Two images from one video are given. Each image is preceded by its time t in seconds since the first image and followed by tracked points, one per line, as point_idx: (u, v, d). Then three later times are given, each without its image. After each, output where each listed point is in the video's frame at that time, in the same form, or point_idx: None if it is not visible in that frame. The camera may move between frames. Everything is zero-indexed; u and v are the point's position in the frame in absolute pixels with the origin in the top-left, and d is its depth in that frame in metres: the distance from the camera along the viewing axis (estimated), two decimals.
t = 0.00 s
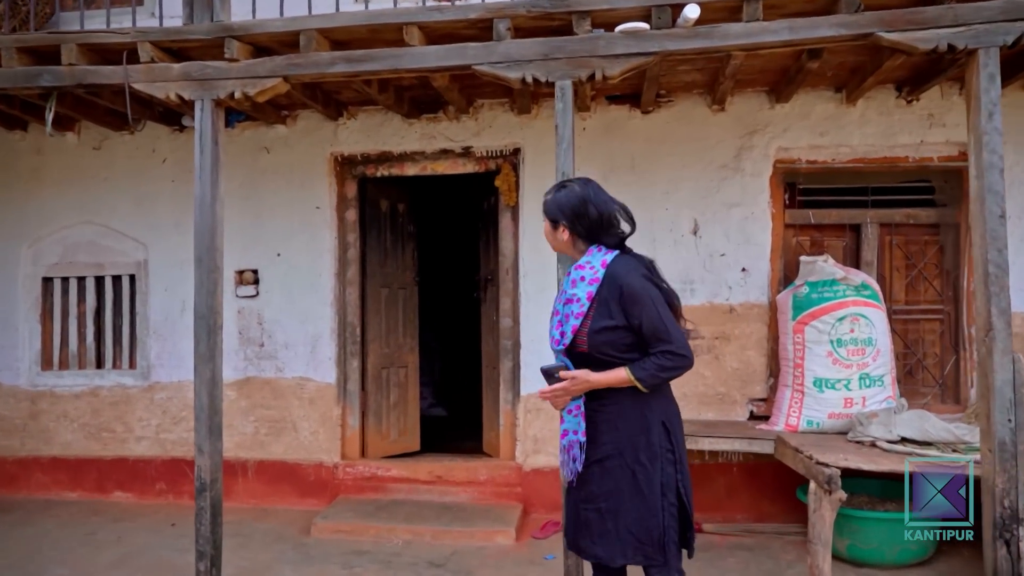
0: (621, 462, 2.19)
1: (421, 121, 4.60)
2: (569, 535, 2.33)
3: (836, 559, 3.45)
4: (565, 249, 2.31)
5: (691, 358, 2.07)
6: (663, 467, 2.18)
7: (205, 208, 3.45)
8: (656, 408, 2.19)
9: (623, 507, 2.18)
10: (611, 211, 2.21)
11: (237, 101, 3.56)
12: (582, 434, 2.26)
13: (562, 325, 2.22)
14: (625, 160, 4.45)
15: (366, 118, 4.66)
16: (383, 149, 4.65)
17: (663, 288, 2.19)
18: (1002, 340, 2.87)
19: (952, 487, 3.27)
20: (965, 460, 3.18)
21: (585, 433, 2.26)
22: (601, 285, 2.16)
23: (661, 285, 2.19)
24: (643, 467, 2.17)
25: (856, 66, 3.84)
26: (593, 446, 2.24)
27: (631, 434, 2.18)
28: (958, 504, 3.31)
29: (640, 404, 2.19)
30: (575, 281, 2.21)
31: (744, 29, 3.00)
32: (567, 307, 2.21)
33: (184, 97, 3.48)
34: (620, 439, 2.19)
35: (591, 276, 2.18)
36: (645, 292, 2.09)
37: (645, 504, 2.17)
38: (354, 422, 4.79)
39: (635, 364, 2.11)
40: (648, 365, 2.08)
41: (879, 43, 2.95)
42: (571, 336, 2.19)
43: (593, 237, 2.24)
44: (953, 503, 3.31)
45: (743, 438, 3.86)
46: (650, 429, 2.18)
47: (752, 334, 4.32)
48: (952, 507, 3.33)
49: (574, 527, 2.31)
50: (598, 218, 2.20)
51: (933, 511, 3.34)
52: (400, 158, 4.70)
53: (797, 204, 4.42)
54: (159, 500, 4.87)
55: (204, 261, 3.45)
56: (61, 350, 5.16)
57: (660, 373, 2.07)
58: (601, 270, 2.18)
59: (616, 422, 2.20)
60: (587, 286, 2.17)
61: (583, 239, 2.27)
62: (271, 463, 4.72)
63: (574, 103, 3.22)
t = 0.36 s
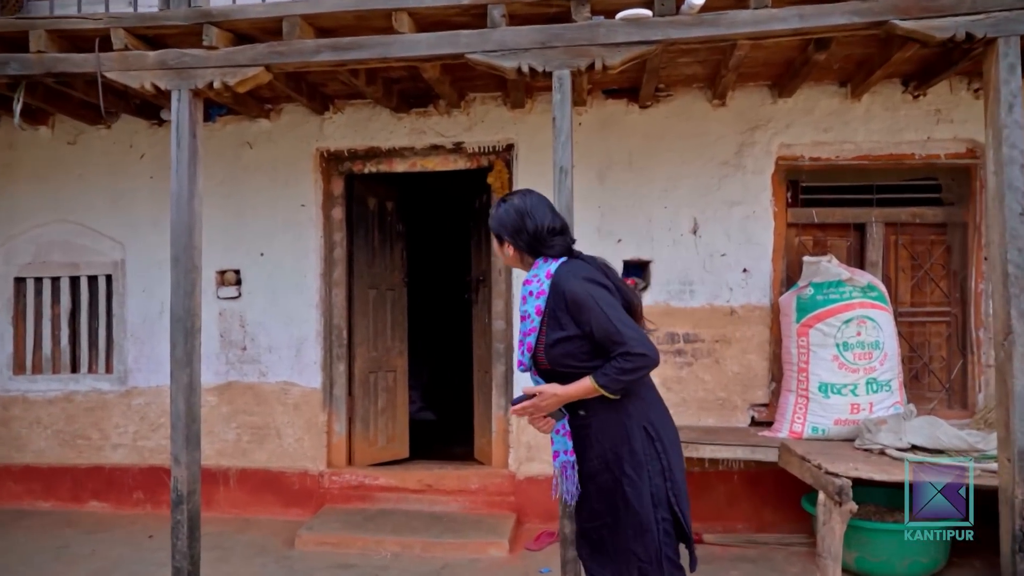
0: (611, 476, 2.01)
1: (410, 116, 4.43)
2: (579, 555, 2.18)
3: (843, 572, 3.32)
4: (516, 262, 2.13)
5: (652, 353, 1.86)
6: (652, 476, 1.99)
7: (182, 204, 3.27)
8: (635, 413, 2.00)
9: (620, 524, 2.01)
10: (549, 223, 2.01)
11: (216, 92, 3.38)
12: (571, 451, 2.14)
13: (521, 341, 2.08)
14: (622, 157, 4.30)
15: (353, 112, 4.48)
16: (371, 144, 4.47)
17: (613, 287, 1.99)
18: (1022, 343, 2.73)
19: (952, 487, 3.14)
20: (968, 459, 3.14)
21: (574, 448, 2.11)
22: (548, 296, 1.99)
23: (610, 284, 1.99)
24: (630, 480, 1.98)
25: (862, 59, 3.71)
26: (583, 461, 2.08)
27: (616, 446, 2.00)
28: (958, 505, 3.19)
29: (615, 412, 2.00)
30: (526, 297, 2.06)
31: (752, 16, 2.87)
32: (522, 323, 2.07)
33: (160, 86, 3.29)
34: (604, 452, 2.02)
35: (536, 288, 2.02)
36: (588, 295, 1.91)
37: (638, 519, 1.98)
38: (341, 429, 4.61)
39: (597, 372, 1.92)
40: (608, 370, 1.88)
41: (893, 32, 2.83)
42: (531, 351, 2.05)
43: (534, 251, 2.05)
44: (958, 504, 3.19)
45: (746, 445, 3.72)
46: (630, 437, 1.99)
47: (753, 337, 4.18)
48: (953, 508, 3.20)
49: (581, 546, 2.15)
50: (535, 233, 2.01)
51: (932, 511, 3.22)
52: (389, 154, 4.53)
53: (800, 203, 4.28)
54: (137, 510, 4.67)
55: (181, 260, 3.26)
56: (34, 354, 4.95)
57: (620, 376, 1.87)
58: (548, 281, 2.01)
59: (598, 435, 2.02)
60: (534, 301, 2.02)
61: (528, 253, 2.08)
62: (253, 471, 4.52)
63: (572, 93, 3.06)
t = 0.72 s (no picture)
0: (598, 489, 1.85)
1: (396, 111, 4.27)
2: None
3: None
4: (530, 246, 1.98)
5: (656, 367, 1.72)
6: (644, 493, 1.82)
7: (154, 202, 3.09)
8: (629, 423, 1.84)
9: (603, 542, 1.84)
10: (576, 207, 1.87)
11: (191, 82, 3.20)
12: (554, 457, 2.00)
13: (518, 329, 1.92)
14: (615, 154, 4.16)
15: (336, 107, 4.31)
16: (355, 140, 4.30)
17: (625, 287, 1.84)
18: None
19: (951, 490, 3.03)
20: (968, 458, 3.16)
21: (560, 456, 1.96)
22: (555, 284, 1.84)
23: (624, 284, 1.84)
24: (619, 494, 1.82)
25: (864, 53, 3.61)
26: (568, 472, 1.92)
27: (605, 456, 1.84)
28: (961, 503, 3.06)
29: (608, 421, 1.85)
30: (532, 281, 1.90)
31: (758, 4, 2.79)
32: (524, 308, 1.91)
33: (130, 76, 3.11)
34: (592, 462, 1.86)
35: (546, 273, 1.86)
36: (599, 290, 1.76)
37: (625, 538, 1.81)
38: (323, 436, 4.43)
39: (594, 374, 1.78)
40: (606, 374, 1.74)
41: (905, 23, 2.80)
42: (527, 341, 1.89)
43: (554, 232, 1.90)
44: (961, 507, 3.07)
45: (744, 453, 3.58)
46: (623, 449, 1.83)
47: (749, 340, 4.05)
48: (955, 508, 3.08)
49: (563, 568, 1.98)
50: (559, 212, 1.86)
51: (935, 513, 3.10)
52: (373, 151, 4.36)
53: (797, 202, 4.16)
54: (109, 522, 4.46)
55: (152, 260, 3.08)
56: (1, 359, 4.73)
57: (620, 383, 1.73)
58: (559, 268, 1.85)
59: (589, 443, 1.87)
60: (542, 287, 1.86)
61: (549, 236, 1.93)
62: (232, 480, 4.34)
63: (567, 85, 2.92)
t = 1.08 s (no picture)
0: (613, 506, 1.77)
1: (377, 106, 4.11)
2: None
3: None
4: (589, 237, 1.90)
5: (708, 390, 1.65)
6: (667, 519, 1.74)
7: (118, 199, 2.92)
8: (662, 443, 1.76)
9: (610, 562, 1.75)
10: (655, 202, 1.81)
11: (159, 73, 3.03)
12: (570, 465, 1.89)
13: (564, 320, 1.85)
14: (604, 152, 4.03)
15: (315, 102, 4.14)
16: (335, 137, 4.14)
17: (690, 298, 1.77)
18: None
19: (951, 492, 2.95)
20: (969, 460, 3.07)
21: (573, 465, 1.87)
22: (619, 278, 1.76)
23: (690, 297, 1.77)
24: (639, 514, 1.74)
25: (859, 50, 3.52)
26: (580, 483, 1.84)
27: (628, 474, 1.76)
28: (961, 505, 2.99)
29: (641, 437, 1.76)
30: (591, 271, 1.82)
31: None
32: (574, 299, 1.83)
33: (94, 66, 2.94)
34: (612, 477, 1.78)
35: (608, 265, 1.78)
36: (668, 294, 1.69)
37: (637, 561, 1.73)
38: (301, 444, 4.27)
39: (639, 383, 1.70)
40: (655, 386, 1.67)
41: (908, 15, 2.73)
42: (572, 334, 1.81)
43: (625, 225, 1.83)
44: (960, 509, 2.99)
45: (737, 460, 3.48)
46: (651, 470, 1.75)
47: (742, 344, 3.95)
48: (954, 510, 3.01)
49: None
50: (638, 205, 1.80)
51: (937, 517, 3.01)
52: (354, 148, 4.20)
53: (790, 203, 4.06)
54: (75, 535, 4.27)
55: (117, 261, 2.92)
56: None
57: (668, 398, 1.65)
58: (623, 262, 1.77)
59: (612, 455, 1.79)
60: (602, 279, 1.78)
61: (616, 228, 1.85)
62: (205, 490, 4.16)
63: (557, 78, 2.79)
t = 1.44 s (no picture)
0: (640, 522, 1.82)
1: (356, 102, 3.97)
2: None
3: None
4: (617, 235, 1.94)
5: (738, 402, 1.70)
6: (692, 535, 1.79)
7: (79, 196, 2.76)
8: (689, 459, 1.81)
9: None
10: (684, 200, 1.83)
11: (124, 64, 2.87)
12: (598, 476, 1.94)
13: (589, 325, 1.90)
14: (590, 150, 3.92)
15: (291, 97, 3.99)
16: (312, 133, 3.99)
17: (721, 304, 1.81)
18: None
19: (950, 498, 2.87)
20: (965, 464, 2.99)
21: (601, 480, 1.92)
22: (643, 282, 1.81)
23: (720, 303, 1.81)
24: (665, 531, 1.79)
25: (851, 47, 3.44)
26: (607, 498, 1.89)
27: (655, 490, 1.81)
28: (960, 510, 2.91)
29: (667, 453, 1.81)
30: (617, 275, 1.88)
31: None
32: (600, 303, 1.89)
33: (52, 55, 2.77)
34: (639, 493, 1.82)
35: (633, 270, 1.84)
36: (697, 301, 1.73)
37: None
38: (277, 452, 4.12)
39: (666, 394, 1.75)
40: (683, 398, 1.72)
41: (904, 12, 2.64)
42: (596, 340, 1.86)
43: (654, 222, 1.86)
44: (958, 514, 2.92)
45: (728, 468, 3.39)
46: (678, 485, 1.80)
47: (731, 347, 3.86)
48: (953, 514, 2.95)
49: None
50: (667, 202, 1.82)
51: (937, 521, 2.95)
52: (332, 144, 4.05)
53: (779, 203, 3.98)
54: (37, 548, 4.07)
55: (78, 262, 2.76)
56: None
57: (696, 411, 1.71)
58: (648, 265, 1.82)
59: (638, 470, 1.83)
60: (627, 283, 1.83)
61: (645, 225, 1.89)
62: (176, 501, 3.99)
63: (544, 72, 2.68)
